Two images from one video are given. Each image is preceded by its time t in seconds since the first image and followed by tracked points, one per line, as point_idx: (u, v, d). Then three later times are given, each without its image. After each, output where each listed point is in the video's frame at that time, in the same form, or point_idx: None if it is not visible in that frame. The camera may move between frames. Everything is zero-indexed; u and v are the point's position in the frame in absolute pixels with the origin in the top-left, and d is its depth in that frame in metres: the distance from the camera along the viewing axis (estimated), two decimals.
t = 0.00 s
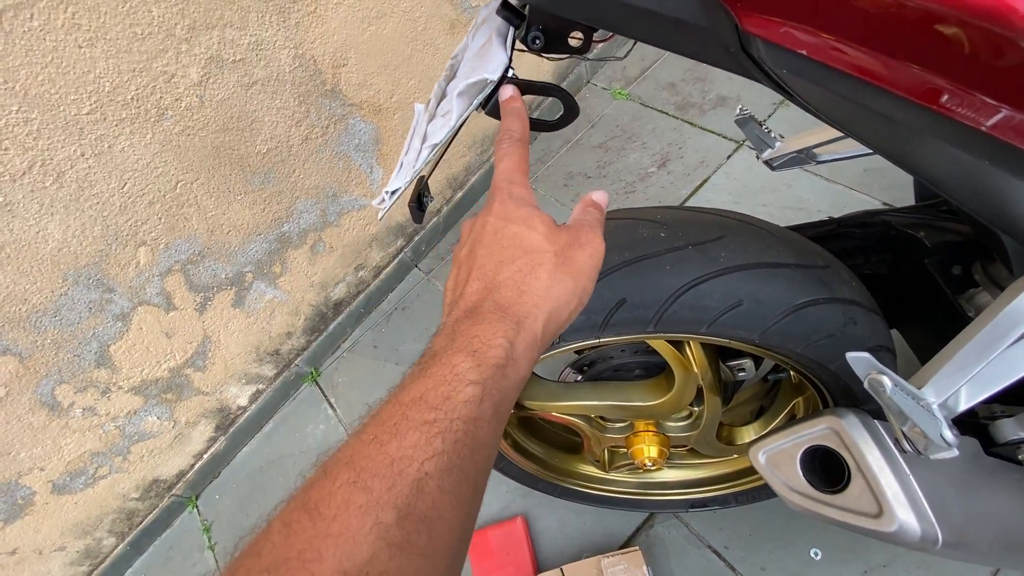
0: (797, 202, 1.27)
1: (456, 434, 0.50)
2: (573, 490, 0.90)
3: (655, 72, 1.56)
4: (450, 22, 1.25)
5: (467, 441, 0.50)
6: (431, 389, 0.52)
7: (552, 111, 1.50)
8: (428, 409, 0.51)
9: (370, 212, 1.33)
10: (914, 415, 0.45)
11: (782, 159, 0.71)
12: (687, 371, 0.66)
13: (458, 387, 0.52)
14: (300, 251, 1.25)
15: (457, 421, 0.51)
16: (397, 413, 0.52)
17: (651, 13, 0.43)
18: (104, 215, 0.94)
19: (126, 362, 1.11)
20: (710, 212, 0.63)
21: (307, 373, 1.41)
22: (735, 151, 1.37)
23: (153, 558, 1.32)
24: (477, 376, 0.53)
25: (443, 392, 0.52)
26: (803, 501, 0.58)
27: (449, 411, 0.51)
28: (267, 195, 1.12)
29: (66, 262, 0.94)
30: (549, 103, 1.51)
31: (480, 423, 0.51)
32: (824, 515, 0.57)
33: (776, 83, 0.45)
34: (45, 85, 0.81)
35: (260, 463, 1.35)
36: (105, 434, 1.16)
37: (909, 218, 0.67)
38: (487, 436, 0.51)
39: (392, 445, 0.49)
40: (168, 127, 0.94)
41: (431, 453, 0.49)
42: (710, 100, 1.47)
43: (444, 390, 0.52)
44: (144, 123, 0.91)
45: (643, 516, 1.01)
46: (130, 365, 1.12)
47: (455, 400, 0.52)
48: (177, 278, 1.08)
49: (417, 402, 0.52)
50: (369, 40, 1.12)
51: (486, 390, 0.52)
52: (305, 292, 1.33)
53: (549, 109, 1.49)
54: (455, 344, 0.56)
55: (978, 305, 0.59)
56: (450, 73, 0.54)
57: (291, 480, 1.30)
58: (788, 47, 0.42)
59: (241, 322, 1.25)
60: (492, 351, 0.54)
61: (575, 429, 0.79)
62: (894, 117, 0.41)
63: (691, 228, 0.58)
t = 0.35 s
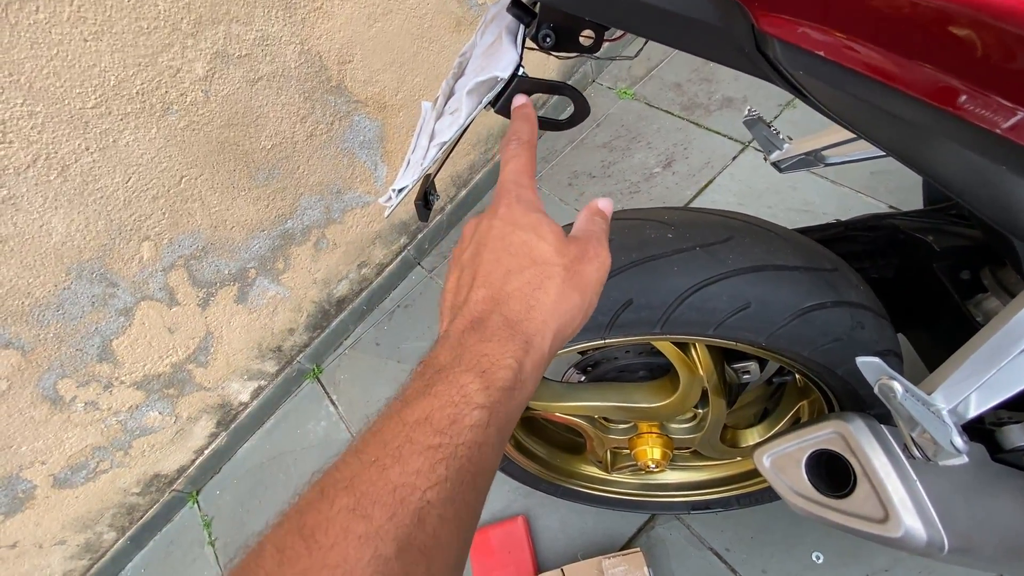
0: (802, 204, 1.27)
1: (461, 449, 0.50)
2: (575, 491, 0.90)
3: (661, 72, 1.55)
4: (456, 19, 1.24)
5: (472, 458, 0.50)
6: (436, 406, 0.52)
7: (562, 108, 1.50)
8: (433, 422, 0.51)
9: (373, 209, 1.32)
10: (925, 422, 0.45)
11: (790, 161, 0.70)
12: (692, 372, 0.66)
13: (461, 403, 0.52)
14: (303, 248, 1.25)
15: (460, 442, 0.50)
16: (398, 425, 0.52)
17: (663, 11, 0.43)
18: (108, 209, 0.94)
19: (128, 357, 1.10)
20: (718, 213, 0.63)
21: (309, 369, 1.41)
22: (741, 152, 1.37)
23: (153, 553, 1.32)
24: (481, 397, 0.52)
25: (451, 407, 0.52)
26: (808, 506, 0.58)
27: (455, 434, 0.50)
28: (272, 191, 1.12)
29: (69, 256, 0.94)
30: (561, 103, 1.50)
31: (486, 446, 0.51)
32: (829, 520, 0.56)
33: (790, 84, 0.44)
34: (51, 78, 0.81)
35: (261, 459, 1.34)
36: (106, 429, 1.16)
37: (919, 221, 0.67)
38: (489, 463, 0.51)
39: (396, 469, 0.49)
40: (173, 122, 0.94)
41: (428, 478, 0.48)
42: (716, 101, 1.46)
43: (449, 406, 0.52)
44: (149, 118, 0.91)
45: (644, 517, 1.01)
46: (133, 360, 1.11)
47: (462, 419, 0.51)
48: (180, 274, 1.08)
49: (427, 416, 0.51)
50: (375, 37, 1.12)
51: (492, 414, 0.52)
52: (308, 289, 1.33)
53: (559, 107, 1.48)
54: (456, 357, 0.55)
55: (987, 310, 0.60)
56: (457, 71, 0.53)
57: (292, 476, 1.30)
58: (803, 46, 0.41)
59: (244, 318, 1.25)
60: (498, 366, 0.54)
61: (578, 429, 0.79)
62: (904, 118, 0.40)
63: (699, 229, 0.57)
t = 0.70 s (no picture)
0: (807, 207, 1.27)
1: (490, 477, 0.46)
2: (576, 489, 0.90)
3: (667, 72, 1.55)
4: (464, 16, 1.24)
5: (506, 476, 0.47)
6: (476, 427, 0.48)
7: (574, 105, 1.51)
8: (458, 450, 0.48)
9: (378, 205, 1.33)
10: (930, 423, 0.45)
11: (798, 162, 0.70)
12: (696, 372, 0.66)
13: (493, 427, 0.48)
14: (307, 242, 1.25)
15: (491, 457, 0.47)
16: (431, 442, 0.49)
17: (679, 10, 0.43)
18: (115, 200, 0.94)
19: (132, 348, 1.11)
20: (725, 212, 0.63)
21: (311, 364, 1.41)
22: (746, 153, 1.37)
23: (154, 544, 1.32)
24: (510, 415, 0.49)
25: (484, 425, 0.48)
26: (810, 506, 0.57)
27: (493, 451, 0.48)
28: (278, 184, 1.12)
29: (75, 247, 0.94)
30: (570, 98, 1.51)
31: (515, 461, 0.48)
32: (832, 522, 0.56)
33: (805, 82, 0.44)
34: (60, 69, 0.81)
35: (262, 452, 1.35)
36: (109, 420, 1.17)
37: (928, 225, 0.67)
38: (500, 527, 0.46)
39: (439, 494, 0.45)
40: (180, 114, 0.94)
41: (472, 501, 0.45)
42: (722, 102, 1.46)
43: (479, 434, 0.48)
44: (156, 110, 0.91)
45: (644, 517, 1.01)
46: (136, 351, 1.12)
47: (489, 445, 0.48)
48: (185, 266, 1.08)
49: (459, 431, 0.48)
50: (383, 33, 1.12)
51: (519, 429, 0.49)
52: (311, 283, 1.33)
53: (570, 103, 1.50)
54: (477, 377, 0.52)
55: (992, 315, 0.60)
56: (473, 66, 0.53)
57: (292, 470, 1.30)
58: (817, 43, 0.41)
59: (248, 311, 1.25)
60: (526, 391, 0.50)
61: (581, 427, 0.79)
62: (920, 118, 0.41)
63: (707, 229, 0.57)
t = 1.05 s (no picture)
0: (816, 211, 1.26)
1: None
2: (583, 491, 0.89)
3: (677, 75, 1.55)
4: (476, 15, 1.24)
5: None
6: None
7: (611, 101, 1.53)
8: None
9: (386, 202, 1.33)
10: (954, 427, 0.44)
11: (814, 165, 0.70)
12: (709, 374, 0.66)
13: None
14: (316, 238, 1.25)
15: None
16: None
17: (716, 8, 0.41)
18: (126, 192, 0.94)
19: (139, 341, 1.11)
20: (741, 216, 0.63)
21: (316, 360, 1.41)
22: (755, 157, 1.37)
23: (157, 537, 1.32)
24: None
25: None
26: (823, 511, 0.57)
27: None
28: (287, 180, 1.12)
29: (86, 239, 0.94)
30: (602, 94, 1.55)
31: None
32: (845, 526, 0.56)
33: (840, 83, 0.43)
34: (75, 60, 0.81)
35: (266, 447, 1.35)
36: (115, 412, 1.17)
37: (943, 229, 0.67)
38: None
39: None
40: (193, 107, 0.94)
41: None
42: (732, 105, 1.46)
43: None
44: (169, 103, 0.91)
45: (649, 519, 1.01)
46: (144, 344, 1.12)
47: None
48: (194, 260, 1.08)
49: None
50: (395, 30, 1.12)
51: None
52: (318, 280, 1.33)
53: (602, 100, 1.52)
54: None
55: (1011, 322, 0.60)
56: (494, 64, 0.53)
57: (296, 466, 1.30)
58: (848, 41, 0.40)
59: (255, 306, 1.25)
60: None
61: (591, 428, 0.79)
62: (950, 117, 0.40)
63: (724, 231, 0.57)
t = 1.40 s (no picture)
0: (828, 211, 1.26)
1: None
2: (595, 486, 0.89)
3: (688, 74, 1.55)
4: (491, 10, 1.24)
5: None
6: None
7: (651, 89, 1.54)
8: None
9: (397, 196, 1.32)
10: (990, 415, 0.43)
11: (836, 160, 0.70)
12: (729, 368, 0.66)
13: None
14: (327, 231, 1.25)
15: None
16: None
17: None
18: (142, 180, 0.94)
19: (151, 331, 1.11)
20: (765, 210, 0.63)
21: (325, 354, 1.41)
22: (767, 156, 1.36)
23: (163, 529, 1.32)
24: None
25: None
26: (845, 505, 0.57)
27: None
28: (301, 172, 1.12)
29: (101, 226, 0.94)
30: (645, 74, 1.58)
31: None
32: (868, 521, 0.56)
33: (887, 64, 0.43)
34: (95, 47, 0.81)
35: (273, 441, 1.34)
36: (124, 402, 1.16)
37: (965, 226, 0.67)
38: None
39: None
40: (211, 97, 0.94)
41: None
42: (743, 104, 1.46)
43: None
44: (187, 91, 0.91)
45: (660, 517, 1.00)
46: (155, 335, 1.12)
47: None
48: (207, 250, 1.08)
49: None
50: (411, 23, 1.12)
51: None
52: (328, 273, 1.33)
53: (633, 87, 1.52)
54: None
55: None
56: (524, 51, 0.53)
57: (304, 460, 1.30)
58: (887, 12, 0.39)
59: (265, 299, 1.25)
60: None
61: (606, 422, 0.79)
62: (991, 93, 0.39)
63: (749, 222, 0.57)
